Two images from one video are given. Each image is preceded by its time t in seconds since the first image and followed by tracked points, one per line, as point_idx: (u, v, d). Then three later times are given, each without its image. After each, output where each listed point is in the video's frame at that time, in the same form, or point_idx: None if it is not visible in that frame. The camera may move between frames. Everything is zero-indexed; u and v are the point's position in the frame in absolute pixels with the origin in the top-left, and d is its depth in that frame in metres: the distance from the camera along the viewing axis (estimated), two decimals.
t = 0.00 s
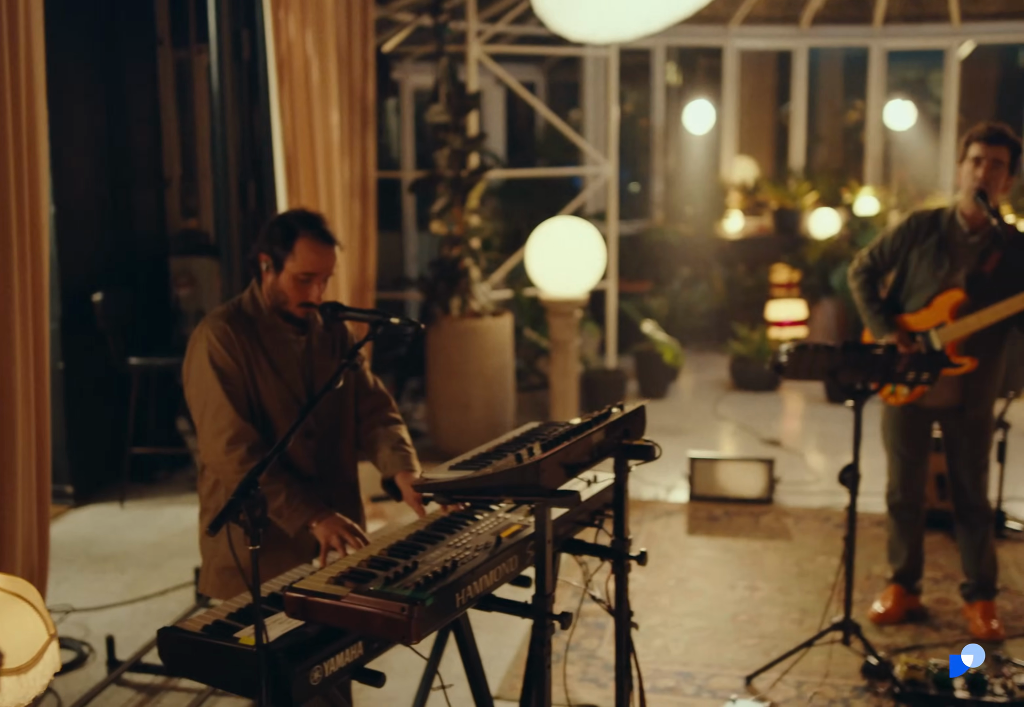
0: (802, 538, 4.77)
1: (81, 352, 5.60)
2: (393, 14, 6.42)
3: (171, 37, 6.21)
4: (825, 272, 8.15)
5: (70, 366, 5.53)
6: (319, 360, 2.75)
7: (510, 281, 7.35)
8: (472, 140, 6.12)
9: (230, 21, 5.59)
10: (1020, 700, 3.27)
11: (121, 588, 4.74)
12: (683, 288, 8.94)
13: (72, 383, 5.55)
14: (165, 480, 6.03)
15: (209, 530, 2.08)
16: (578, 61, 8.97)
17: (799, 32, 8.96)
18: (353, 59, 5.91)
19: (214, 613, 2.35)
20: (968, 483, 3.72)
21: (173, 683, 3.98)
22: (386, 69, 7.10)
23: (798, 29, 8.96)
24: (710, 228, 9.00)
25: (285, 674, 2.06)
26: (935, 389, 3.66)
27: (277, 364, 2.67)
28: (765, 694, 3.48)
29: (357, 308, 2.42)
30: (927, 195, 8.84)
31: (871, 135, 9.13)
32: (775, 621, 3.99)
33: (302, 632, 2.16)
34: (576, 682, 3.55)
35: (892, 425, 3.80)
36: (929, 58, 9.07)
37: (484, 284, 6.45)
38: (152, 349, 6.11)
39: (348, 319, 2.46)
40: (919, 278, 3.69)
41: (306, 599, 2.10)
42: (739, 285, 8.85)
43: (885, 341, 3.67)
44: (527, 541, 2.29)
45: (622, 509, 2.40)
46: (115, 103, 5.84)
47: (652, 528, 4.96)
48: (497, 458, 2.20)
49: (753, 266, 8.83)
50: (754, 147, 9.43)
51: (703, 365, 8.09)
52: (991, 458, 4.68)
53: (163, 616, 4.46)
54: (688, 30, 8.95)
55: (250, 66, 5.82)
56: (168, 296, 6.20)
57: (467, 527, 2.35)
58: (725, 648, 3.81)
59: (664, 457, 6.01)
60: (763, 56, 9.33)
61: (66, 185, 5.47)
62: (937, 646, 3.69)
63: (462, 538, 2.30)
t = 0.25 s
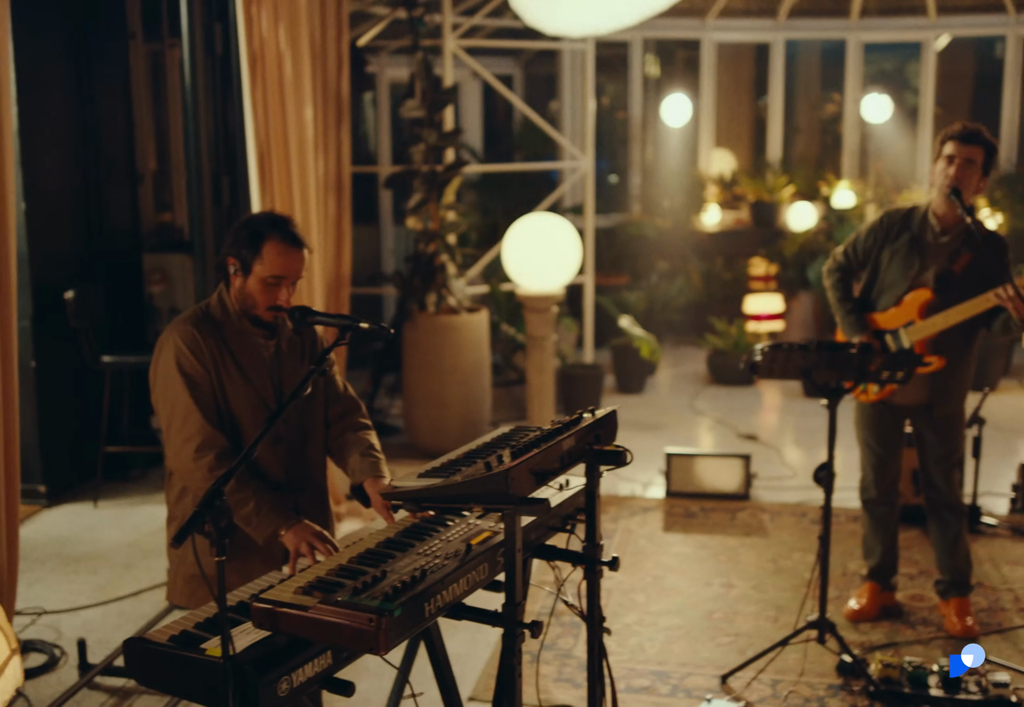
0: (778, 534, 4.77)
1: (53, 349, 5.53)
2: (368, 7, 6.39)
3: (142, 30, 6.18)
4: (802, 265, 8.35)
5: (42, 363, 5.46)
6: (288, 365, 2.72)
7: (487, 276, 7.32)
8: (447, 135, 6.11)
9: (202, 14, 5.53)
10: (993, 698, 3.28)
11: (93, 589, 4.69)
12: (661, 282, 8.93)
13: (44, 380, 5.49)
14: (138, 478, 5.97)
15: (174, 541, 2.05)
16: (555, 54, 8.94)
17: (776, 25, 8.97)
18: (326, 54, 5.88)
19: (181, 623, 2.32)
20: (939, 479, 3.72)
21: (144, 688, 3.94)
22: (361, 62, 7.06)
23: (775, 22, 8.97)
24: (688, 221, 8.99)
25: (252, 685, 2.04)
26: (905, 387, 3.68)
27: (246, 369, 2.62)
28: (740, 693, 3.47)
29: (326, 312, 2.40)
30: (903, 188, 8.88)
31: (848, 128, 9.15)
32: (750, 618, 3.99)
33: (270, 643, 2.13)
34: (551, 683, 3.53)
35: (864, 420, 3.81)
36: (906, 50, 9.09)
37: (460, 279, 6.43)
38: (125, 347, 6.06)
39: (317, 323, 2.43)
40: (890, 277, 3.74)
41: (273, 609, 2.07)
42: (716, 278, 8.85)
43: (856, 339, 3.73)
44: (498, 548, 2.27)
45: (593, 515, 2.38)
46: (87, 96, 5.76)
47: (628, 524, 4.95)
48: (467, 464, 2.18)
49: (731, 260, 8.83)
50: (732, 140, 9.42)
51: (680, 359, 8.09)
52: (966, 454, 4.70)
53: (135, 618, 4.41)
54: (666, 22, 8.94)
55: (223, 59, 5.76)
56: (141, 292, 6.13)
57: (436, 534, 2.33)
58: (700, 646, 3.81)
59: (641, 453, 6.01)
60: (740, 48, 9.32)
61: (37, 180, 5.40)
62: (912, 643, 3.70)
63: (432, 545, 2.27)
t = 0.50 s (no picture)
0: (753, 530, 4.77)
1: (22, 347, 5.46)
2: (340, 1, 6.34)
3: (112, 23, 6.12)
4: (778, 259, 8.46)
5: (11, 361, 5.39)
6: (253, 369, 2.68)
7: (462, 271, 7.29)
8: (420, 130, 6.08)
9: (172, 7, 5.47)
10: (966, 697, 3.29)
11: (63, 591, 4.64)
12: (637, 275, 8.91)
13: (13, 378, 5.42)
14: (110, 477, 5.90)
15: (136, 552, 2.01)
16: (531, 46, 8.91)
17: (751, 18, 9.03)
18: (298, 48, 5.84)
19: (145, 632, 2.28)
20: (911, 476, 3.72)
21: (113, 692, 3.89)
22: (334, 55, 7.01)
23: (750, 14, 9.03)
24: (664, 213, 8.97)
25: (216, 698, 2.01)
26: (878, 385, 3.67)
27: (210, 375, 2.59)
28: (714, 692, 3.46)
29: (292, 317, 2.36)
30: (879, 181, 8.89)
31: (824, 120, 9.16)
32: (724, 616, 3.99)
33: (235, 653, 2.10)
34: (525, 683, 3.51)
35: (837, 416, 3.80)
36: (882, 42, 9.09)
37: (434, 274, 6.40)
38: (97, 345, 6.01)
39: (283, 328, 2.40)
40: (860, 275, 3.75)
41: (238, 619, 2.04)
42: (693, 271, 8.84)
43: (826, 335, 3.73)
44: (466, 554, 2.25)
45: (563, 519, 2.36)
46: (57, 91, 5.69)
47: (603, 521, 4.94)
48: (434, 470, 2.15)
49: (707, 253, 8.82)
50: (708, 132, 9.41)
51: (657, 352, 8.09)
52: (940, 448, 4.71)
53: (106, 620, 4.36)
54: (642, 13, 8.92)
55: (194, 53, 5.70)
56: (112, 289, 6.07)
57: (404, 540, 2.30)
58: (675, 645, 3.80)
59: (617, 448, 5.99)
60: (716, 40, 9.32)
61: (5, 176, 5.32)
62: (886, 640, 3.70)
63: (400, 552, 2.25)
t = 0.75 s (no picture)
0: (729, 525, 4.77)
1: None
2: None
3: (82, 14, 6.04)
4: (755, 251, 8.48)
5: None
6: (217, 370, 2.65)
7: (438, 264, 7.25)
8: (395, 123, 6.04)
9: None
10: (939, 694, 3.30)
11: (33, 591, 4.57)
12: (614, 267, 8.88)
13: None
14: (81, 474, 5.83)
15: (96, 564, 1.97)
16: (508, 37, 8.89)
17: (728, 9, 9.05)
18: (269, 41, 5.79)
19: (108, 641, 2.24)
20: (886, 470, 3.71)
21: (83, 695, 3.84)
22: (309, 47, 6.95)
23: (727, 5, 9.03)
24: (641, 205, 8.95)
25: None
26: (852, 380, 3.66)
27: (172, 379, 2.57)
28: (689, 690, 3.45)
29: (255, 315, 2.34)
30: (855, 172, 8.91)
31: (801, 112, 9.18)
32: (700, 613, 3.98)
33: (198, 663, 2.06)
34: (500, 683, 3.49)
35: (812, 412, 3.79)
36: (858, 33, 9.10)
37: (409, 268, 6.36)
38: (67, 341, 5.92)
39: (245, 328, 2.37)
40: (833, 270, 3.73)
41: (203, 629, 2.00)
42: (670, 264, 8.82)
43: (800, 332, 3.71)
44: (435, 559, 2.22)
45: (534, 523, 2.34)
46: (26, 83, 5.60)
47: (579, 517, 4.92)
48: (402, 476, 2.13)
49: (685, 245, 8.80)
50: (687, 123, 9.39)
51: (635, 345, 8.07)
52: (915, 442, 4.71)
53: (76, 621, 4.31)
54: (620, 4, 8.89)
55: (164, 46, 5.63)
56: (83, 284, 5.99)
57: (373, 546, 2.27)
58: (651, 642, 3.78)
59: (594, 443, 5.97)
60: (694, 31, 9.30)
61: None
62: (862, 636, 3.69)
63: (368, 558, 2.22)
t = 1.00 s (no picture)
0: (711, 523, 4.75)
1: None
2: None
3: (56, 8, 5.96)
4: (738, 245, 8.45)
5: None
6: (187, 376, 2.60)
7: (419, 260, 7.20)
8: (374, 118, 5.99)
9: None
10: (921, 694, 3.29)
11: (7, 594, 4.51)
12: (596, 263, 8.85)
13: None
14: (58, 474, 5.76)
15: (60, 576, 1.93)
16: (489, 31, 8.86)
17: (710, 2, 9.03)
18: (246, 36, 5.74)
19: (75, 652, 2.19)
20: (868, 468, 3.69)
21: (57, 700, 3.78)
22: (288, 41, 6.89)
23: None
24: (623, 199, 8.92)
25: None
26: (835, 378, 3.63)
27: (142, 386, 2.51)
28: (671, 691, 3.42)
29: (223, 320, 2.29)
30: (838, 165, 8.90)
31: (784, 106, 9.17)
32: (682, 612, 3.96)
33: (167, 674, 2.02)
34: (481, 686, 3.46)
35: (794, 410, 3.76)
36: (840, 26, 9.09)
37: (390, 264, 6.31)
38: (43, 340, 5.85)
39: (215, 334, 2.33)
40: (815, 268, 3.70)
41: (172, 641, 1.96)
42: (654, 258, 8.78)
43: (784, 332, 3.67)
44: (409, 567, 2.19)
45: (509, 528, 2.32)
46: None
47: (561, 515, 4.89)
48: (374, 483, 2.10)
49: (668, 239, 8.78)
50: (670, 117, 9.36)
51: (618, 340, 8.04)
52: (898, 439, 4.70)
53: (51, 625, 4.25)
54: None
55: (139, 41, 5.57)
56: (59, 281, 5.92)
57: (347, 554, 2.23)
58: (632, 643, 3.76)
59: (576, 439, 5.94)
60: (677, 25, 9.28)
61: None
62: (844, 636, 3.68)
63: (342, 566, 2.18)
